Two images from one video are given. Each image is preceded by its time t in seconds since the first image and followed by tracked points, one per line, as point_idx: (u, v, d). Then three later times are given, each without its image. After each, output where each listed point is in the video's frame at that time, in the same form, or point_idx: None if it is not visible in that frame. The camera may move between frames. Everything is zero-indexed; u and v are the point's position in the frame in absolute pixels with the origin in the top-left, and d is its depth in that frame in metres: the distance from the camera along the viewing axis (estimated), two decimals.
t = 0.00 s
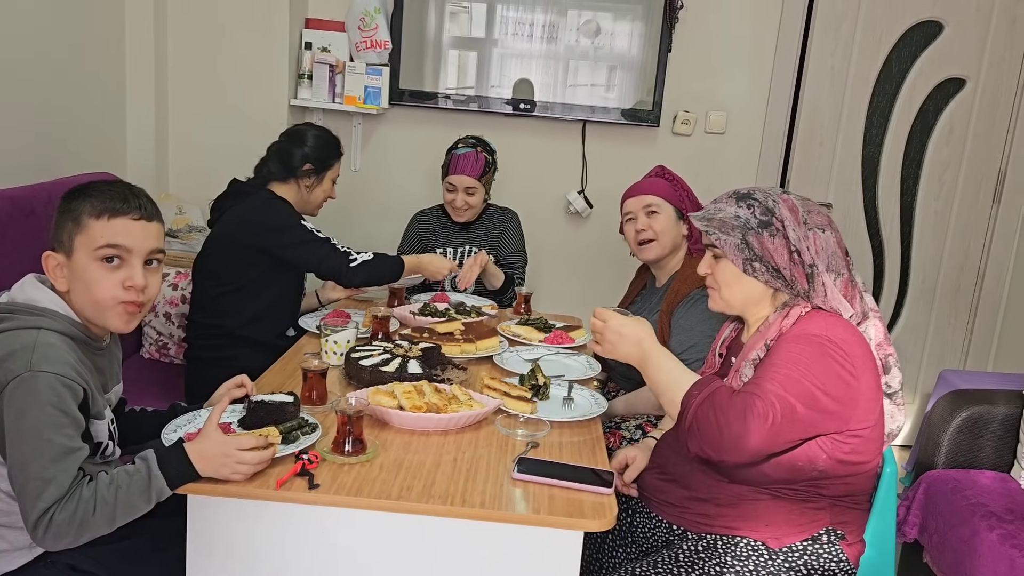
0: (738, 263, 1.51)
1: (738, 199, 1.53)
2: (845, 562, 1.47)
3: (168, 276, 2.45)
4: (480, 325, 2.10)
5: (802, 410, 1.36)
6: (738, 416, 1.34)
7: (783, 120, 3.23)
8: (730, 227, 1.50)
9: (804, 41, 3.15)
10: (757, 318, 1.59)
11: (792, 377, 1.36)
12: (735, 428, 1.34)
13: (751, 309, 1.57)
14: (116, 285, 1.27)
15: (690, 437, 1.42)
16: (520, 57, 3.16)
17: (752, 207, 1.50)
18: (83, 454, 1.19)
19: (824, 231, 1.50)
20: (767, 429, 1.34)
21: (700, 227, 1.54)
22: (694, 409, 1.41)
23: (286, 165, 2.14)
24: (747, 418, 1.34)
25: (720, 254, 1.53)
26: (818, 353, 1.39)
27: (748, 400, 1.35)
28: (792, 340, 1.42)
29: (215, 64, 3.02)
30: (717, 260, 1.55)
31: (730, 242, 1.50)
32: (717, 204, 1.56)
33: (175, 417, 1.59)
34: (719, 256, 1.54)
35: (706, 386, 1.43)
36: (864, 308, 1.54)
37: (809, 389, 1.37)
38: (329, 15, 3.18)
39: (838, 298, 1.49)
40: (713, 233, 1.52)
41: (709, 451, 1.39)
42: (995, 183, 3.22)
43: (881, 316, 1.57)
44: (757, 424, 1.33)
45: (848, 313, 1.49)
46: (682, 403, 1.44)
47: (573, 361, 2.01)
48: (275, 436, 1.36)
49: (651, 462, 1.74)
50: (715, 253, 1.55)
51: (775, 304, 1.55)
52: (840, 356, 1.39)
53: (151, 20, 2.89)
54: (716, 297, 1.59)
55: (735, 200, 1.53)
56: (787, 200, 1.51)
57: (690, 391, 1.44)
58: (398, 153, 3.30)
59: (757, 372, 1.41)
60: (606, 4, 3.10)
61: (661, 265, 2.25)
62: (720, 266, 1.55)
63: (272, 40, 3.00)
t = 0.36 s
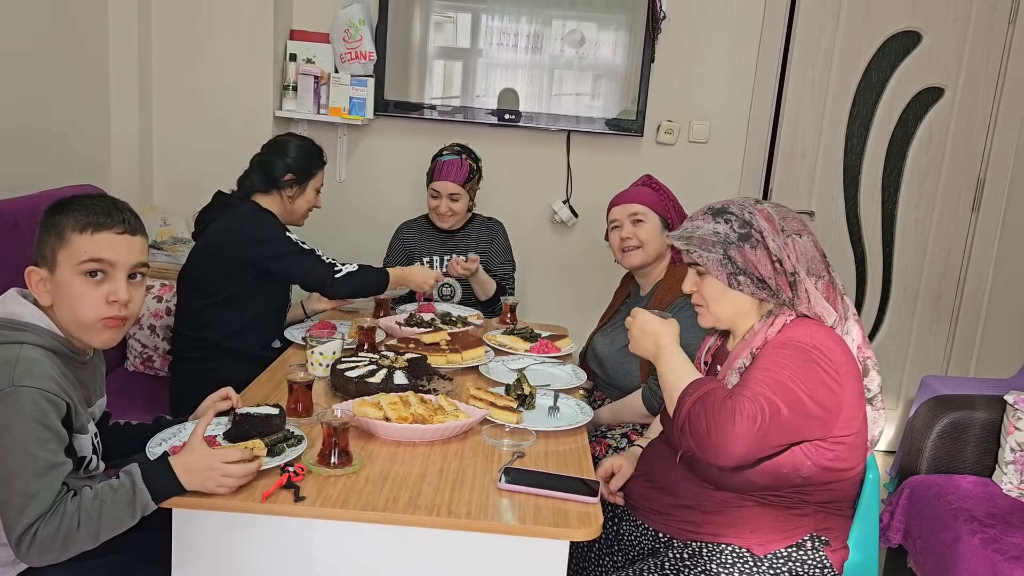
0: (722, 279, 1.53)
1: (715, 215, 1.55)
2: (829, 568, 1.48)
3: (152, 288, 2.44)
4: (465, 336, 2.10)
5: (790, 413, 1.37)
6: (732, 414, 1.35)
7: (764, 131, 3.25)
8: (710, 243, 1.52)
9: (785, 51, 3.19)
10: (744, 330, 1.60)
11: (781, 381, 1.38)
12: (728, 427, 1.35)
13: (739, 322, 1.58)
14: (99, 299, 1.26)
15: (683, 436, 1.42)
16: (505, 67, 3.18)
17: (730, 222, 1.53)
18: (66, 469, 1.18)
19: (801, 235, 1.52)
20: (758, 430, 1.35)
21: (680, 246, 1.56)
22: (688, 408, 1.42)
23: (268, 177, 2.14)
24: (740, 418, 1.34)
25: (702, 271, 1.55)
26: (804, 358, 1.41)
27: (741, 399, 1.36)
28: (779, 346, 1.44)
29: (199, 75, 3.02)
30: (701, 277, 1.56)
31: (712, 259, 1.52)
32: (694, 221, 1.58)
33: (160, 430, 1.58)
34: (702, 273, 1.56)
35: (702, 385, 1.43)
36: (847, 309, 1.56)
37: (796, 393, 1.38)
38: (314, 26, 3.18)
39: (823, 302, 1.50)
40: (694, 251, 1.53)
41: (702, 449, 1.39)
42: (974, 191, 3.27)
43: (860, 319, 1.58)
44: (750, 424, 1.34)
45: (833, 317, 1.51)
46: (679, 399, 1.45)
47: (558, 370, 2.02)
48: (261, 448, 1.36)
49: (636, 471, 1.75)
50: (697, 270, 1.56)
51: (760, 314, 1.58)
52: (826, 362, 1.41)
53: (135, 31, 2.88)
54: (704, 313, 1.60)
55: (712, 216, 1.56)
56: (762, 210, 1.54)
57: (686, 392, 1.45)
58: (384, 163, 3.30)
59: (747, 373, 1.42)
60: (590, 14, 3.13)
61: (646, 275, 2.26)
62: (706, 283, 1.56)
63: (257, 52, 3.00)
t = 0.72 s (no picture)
0: (711, 292, 1.54)
1: (698, 230, 1.56)
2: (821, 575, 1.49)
3: (144, 299, 2.43)
4: (458, 345, 2.10)
5: (782, 417, 1.38)
6: (726, 416, 1.35)
7: (754, 139, 3.26)
8: (697, 259, 1.53)
9: (775, 60, 3.20)
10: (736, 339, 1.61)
11: (772, 385, 1.39)
12: (721, 430, 1.35)
13: (733, 332, 1.59)
14: (92, 309, 1.26)
15: (677, 437, 1.43)
16: (495, 76, 3.19)
17: (714, 236, 1.54)
18: (57, 481, 1.19)
19: (784, 242, 1.55)
20: (751, 433, 1.36)
21: (667, 264, 1.56)
22: (682, 409, 1.43)
23: (256, 187, 2.15)
24: (733, 420, 1.35)
25: (690, 286, 1.56)
26: (795, 362, 1.42)
27: (735, 402, 1.36)
28: (770, 351, 1.46)
29: (191, 85, 3.02)
30: (689, 291, 1.57)
31: (700, 274, 1.52)
32: (678, 238, 1.59)
33: (151, 441, 1.58)
34: (692, 289, 1.56)
35: (697, 387, 1.44)
36: (834, 311, 1.57)
37: (788, 397, 1.39)
38: (307, 36, 3.19)
39: (812, 309, 1.52)
40: (682, 268, 1.54)
41: (695, 451, 1.40)
42: (962, 198, 3.30)
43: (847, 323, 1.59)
44: (742, 427, 1.35)
45: (822, 323, 1.52)
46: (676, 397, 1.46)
47: (551, 379, 2.02)
48: (253, 459, 1.36)
49: (629, 479, 1.75)
50: (685, 285, 1.57)
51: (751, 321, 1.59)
52: (816, 367, 1.43)
53: (126, 42, 2.88)
54: (696, 328, 1.61)
55: (695, 231, 1.56)
56: (743, 221, 1.56)
57: (684, 390, 1.45)
58: (376, 172, 3.31)
59: (740, 377, 1.43)
60: (580, 23, 3.14)
61: (638, 282, 2.26)
62: (697, 297, 1.56)
63: (249, 62, 3.00)
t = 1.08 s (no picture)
0: (709, 304, 1.55)
1: (697, 241, 1.57)
2: None
3: (140, 307, 2.43)
4: (455, 353, 2.10)
5: (783, 425, 1.39)
6: (730, 420, 1.36)
7: (749, 149, 3.27)
8: (696, 271, 1.53)
9: (770, 70, 3.22)
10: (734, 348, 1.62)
11: (774, 392, 1.40)
12: (724, 437, 1.36)
13: (731, 341, 1.59)
14: (92, 318, 1.26)
15: (680, 442, 1.43)
16: (491, 84, 3.20)
17: (713, 247, 1.54)
18: (55, 491, 1.18)
19: (780, 252, 1.57)
20: (752, 441, 1.36)
21: (665, 275, 1.57)
22: (687, 413, 1.43)
23: (250, 196, 2.15)
24: (736, 427, 1.35)
25: (688, 297, 1.57)
26: (795, 369, 1.43)
27: (737, 410, 1.37)
28: (770, 358, 1.47)
29: (188, 93, 3.02)
30: (688, 302, 1.57)
31: (699, 285, 1.53)
32: (676, 249, 1.59)
33: (149, 449, 1.57)
34: (691, 299, 1.57)
35: (700, 394, 1.45)
36: (831, 320, 1.58)
37: (788, 405, 1.40)
38: (304, 44, 3.19)
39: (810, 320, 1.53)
40: (681, 279, 1.54)
41: (697, 456, 1.40)
42: (956, 207, 3.32)
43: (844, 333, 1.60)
44: (745, 434, 1.35)
45: (820, 332, 1.53)
46: (680, 403, 1.47)
47: (549, 388, 2.02)
48: (252, 468, 1.35)
49: (627, 488, 1.75)
50: (683, 296, 1.58)
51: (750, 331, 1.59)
52: (816, 374, 1.44)
53: (123, 50, 2.89)
54: (694, 340, 1.61)
55: (694, 242, 1.57)
56: (741, 232, 1.56)
57: (687, 395, 1.47)
58: (373, 180, 3.31)
59: (740, 384, 1.43)
60: (575, 32, 3.16)
61: (638, 288, 2.26)
62: (695, 308, 1.57)
63: (245, 70, 3.00)
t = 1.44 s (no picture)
0: (714, 311, 1.55)
1: (702, 248, 1.57)
2: None
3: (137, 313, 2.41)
4: (456, 359, 2.10)
5: (788, 433, 1.39)
6: (737, 428, 1.36)
7: (745, 153, 3.29)
8: (701, 278, 1.54)
9: (766, 77, 3.24)
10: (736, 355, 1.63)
11: (780, 400, 1.40)
12: (730, 444, 1.36)
13: (733, 348, 1.59)
14: (139, 324, 1.37)
15: (687, 448, 1.43)
16: (485, 89, 3.20)
17: (719, 255, 1.55)
18: (58, 502, 1.18)
19: (785, 262, 1.57)
20: (758, 448, 1.36)
21: (670, 282, 1.57)
22: (693, 420, 1.43)
23: (247, 202, 2.14)
24: (743, 434, 1.36)
25: (693, 304, 1.57)
26: (800, 378, 1.44)
27: (743, 417, 1.37)
28: (775, 366, 1.47)
29: (184, 98, 3.00)
30: (692, 309, 1.58)
31: (705, 293, 1.54)
32: (681, 255, 1.60)
33: (150, 458, 1.57)
34: (694, 307, 1.57)
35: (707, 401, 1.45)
36: (834, 331, 1.59)
37: (794, 413, 1.41)
38: (300, 49, 3.19)
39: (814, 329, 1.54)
40: (686, 287, 1.55)
41: (703, 463, 1.40)
42: (951, 213, 3.34)
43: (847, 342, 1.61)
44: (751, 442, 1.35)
45: (824, 342, 1.54)
46: (688, 407, 1.46)
47: (550, 395, 2.02)
48: (256, 477, 1.35)
49: (628, 495, 1.76)
50: (688, 302, 1.58)
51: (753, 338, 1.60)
52: (820, 382, 1.45)
53: (119, 55, 2.87)
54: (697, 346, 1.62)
55: (700, 249, 1.57)
56: (747, 240, 1.57)
57: (696, 399, 1.46)
58: (369, 185, 3.31)
59: (746, 392, 1.44)
60: (569, 36, 3.16)
61: (638, 296, 2.27)
62: (699, 315, 1.57)
63: (242, 75, 3.00)
